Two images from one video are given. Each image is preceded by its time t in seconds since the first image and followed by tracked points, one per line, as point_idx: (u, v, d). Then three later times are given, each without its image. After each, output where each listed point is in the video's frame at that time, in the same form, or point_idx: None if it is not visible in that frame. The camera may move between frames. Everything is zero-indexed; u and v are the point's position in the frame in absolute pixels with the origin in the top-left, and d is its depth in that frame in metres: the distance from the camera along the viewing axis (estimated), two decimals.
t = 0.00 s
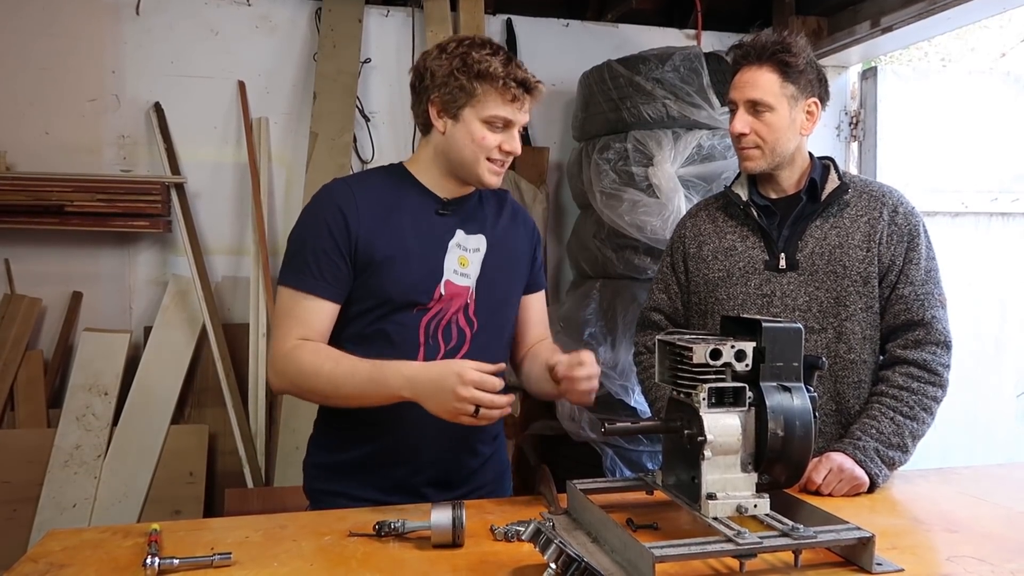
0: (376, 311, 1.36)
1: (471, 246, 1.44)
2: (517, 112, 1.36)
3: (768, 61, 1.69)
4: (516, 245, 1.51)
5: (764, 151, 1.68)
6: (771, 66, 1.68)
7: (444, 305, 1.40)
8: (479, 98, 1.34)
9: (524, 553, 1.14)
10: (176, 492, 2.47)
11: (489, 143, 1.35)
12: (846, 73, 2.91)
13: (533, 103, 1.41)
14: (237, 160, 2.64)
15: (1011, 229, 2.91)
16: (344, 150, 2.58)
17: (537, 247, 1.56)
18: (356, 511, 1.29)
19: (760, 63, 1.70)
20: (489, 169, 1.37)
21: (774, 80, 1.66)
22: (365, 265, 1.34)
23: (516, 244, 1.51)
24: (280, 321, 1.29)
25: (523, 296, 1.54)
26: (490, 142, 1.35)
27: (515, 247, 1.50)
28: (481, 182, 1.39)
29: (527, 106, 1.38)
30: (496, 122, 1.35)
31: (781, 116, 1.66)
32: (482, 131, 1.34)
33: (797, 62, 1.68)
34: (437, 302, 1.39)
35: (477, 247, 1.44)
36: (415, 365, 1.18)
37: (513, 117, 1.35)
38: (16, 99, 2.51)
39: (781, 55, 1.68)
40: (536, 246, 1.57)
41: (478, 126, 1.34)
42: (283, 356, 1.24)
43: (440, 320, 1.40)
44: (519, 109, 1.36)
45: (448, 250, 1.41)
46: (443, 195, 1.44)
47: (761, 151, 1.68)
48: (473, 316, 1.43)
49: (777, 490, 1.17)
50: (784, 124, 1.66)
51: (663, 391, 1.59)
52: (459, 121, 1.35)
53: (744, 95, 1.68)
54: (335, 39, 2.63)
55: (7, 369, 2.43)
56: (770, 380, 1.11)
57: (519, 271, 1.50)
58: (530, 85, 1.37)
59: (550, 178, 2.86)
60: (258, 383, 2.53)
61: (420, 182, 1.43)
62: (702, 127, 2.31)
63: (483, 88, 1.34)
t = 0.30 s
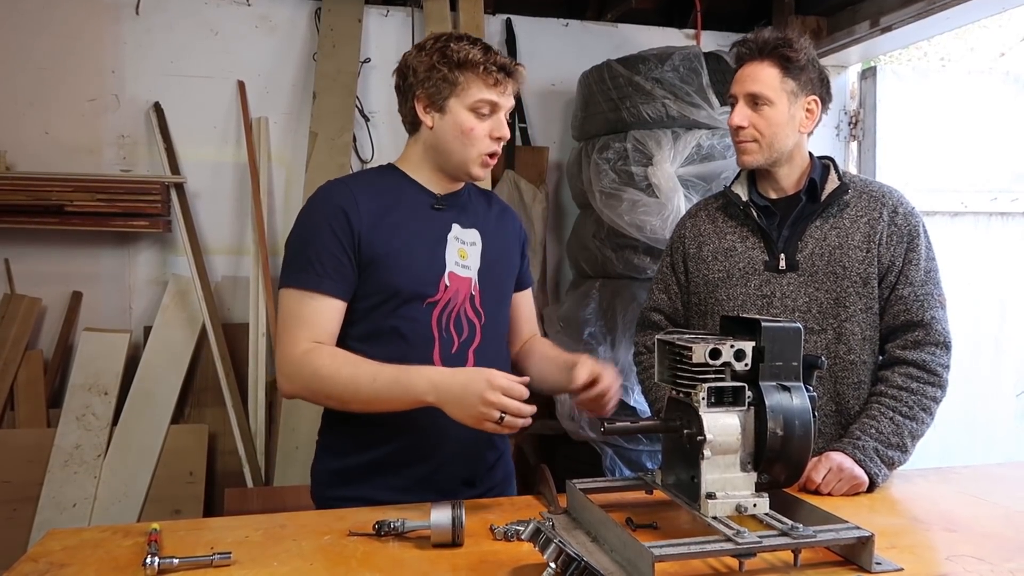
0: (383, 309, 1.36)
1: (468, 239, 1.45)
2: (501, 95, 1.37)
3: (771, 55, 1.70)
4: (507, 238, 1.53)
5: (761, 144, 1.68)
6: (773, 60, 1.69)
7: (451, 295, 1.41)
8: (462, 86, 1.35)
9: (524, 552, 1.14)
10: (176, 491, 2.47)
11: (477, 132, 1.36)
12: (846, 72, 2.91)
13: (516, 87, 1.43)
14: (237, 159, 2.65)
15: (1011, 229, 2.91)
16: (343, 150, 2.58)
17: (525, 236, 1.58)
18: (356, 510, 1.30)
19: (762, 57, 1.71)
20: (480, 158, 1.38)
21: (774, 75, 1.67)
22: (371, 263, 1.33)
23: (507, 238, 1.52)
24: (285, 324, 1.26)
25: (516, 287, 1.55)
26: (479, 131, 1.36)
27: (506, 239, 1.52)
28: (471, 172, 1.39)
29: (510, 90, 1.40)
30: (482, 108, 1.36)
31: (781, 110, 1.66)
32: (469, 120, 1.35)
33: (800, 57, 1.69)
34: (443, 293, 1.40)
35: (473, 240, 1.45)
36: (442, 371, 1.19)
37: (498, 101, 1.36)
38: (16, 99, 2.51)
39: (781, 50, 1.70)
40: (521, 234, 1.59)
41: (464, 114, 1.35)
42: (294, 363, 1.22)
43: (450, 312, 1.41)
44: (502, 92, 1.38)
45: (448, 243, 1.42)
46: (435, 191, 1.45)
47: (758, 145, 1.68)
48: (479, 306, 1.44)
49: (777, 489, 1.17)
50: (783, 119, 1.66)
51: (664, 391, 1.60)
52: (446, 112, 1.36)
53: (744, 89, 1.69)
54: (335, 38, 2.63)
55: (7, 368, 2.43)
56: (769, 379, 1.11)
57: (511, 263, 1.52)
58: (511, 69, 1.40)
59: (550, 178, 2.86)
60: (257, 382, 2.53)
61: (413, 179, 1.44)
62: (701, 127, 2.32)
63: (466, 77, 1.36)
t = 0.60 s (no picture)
0: (385, 305, 1.36)
1: (472, 242, 1.44)
2: (519, 96, 1.37)
3: (770, 58, 1.70)
4: (517, 242, 1.51)
5: (763, 147, 1.68)
6: (773, 64, 1.69)
7: (451, 299, 1.40)
8: (479, 85, 1.35)
9: (523, 552, 1.14)
10: (175, 491, 2.47)
11: (494, 131, 1.35)
12: (846, 71, 2.90)
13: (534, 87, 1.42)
14: (236, 158, 2.64)
15: (1010, 228, 2.91)
16: (343, 149, 2.58)
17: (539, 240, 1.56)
18: (354, 510, 1.29)
19: (764, 59, 1.71)
20: (496, 158, 1.38)
21: (775, 77, 1.67)
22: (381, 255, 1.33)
23: (516, 240, 1.51)
24: (316, 311, 1.21)
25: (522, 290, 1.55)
26: (495, 131, 1.36)
27: (515, 241, 1.51)
28: (488, 172, 1.39)
29: (528, 90, 1.39)
30: (498, 108, 1.36)
31: (781, 113, 1.66)
32: (486, 120, 1.35)
33: (799, 60, 1.69)
34: (444, 296, 1.39)
35: (477, 244, 1.45)
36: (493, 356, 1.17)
37: (516, 102, 1.36)
38: (14, 98, 2.51)
39: (782, 53, 1.70)
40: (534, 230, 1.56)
41: (481, 114, 1.35)
42: (338, 345, 1.16)
43: (447, 316, 1.40)
44: (520, 92, 1.37)
45: (451, 245, 1.41)
46: (444, 190, 1.45)
47: (760, 147, 1.68)
48: (474, 314, 1.44)
49: (776, 489, 1.17)
50: (783, 121, 1.66)
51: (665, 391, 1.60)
52: (462, 112, 1.36)
53: (745, 91, 1.69)
54: (334, 37, 2.63)
55: (6, 367, 2.43)
56: (768, 379, 1.11)
57: (520, 266, 1.51)
58: (530, 70, 1.39)
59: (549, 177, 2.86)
60: (256, 381, 2.53)
61: (425, 176, 1.43)
62: (700, 126, 2.31)
63: (483, 76, 1.35)
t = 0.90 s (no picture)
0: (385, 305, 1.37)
1: (471, 239, 1.44)
2: (510, 81, 1.36)
3: (782, 59, 1.66)
4: (519, 236, 1.50)
5: (786, 150, 1.66)
6: (784, 65, 1.66)
7: (451, 299, 1.40)
8: (468, 72, 1.34)
9: (523, 551, 1.14)
10: (174, 490, 2.47)
11: (485, 119, 1.35)
12: (845, 71, 2.91)
13: (525, 73, 1.41)
14: (236, 158, 2.64)
15: (1009, 228, 2.91)
16: (342, 148, 2.58)
17: (546, 232, 1.54)
18: (354, 509, 1.29)
19: (773, 60, 1.66)
20: (491, 147, 1.37)
21: (787, 78, 1.65)
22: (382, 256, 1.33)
23: (517, 235, 1.50)
24: (337, 316, 1.19)
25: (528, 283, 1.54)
26: (487, 119, 1.35)
27: (517, 235, 1.50)
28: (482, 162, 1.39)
29: (519, 76, 1.39)
30: (489, 96, 1.35)
31: (800, 113, 1.65)
32: (477, 108, 1.35)
33: (809, 59, 1.67)
34: (442, 296, 1.39)
35: (476, 241, 1.44)
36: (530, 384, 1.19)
37: (507, 88, 1.36)
38: (13, 97, 2.51)
39: (792, 54, 1.66)
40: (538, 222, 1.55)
41: (471, 102, 1.35)
42: (368, 353, 1.16)
43: (446, 317, 1.40)
44: (511, 79, 1.37)
45: (450, 243, 1.41)
46: (441, 185, 1.44)
47: (783, 151, 1.66)
48: (473, 314, 1.43)
49: (776, 487, 1.17)
50: (803, 122, 1.66)
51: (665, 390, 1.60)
52: (452, 100, 1.35)
53: (762, 96, 1.65)
54: (333, 37, 2.63)
55: (6, 367, 2.43)
56: (768, 378, 1.11)
57: (523, 258, 1.50)
58: (520, 54, 1.38)
59: (549, 177, 2.85)
60: (256, 379, 2.53)
61: (418, 169, 1.43)
62: (700, 125, 2.32)
63: (471, 62, 1.35)
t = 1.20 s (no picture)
0: (387, 311, 1.36)
1: (475, 241, 1.43)
2: (514, 73, 1.34)
3: (782, 63, 1.66)
4: (523, 236, 1.49)
5: (789, 153, 1.66)
6: (784, 68, 1.66)
7: (456, 305, 1.39)
8: (472, 66, 1.32)
9: (523, 551, 1.14)
10: (173, 490, 2.47)
11: (491, 115, 1.33)
12: (844, 71, 2.91)
13: (529, 61, 1.38)
14: (235, 158, 2.64)
15: (1009, 228, 2.91)
16: (342, 148, 2.58)
17: (552, 226, 1.54)
18: (353, 510, 1.29)
19: (773, 64, 1.67)
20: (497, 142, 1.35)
21: (787, 81, 1.65)
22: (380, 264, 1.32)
23: (521, 235, 1.49)
24: (333, 328, 1.19)
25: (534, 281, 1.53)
26: (493, 114, 1.33)
27: (522, 234, 1.49)
28: (487, 160, 1.37)
29: (523, 66, 1.36)
30: (494, 90, 1.33)
31: (802, 116, 1.65)
32: (482, 103, 1.32)
33: (808, 61, 1.67)
34: (447, 302, 1.38)
35: (480, 242, 1.43)
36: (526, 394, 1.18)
37: (512, 81, 1.33)
38: (12, 97, 2.50)
39: (791, 57, 1.66)
40: (543, 219, 1.54)
41: (476, 97, 1.32)
42: (363, 367, 1.15)
43: (452, 323, 1.39)
44: (516, 69, 1.34)
45: (454, 246, 1.40)
46: (443, 185, 1.43)
47: (787, 154, 1.66)
48: (480, 318, 1.43)
49: (776, 487, 1.17)
50: (805, 125, 1.66)
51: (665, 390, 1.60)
52: (456, 96, 1.33)
53: (764, 100, 1.65)
54: (333, 36, 2.63)
55: (5, 367, 2.42)
56: (768, 378, 1.11)
57: (529, 256, 1.49)
58: (523, 43, 1.35)
59: (549, 176, 2.85)
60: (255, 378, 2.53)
61: (421, 170, 1.42)
62: (700, 125, 2.32)
63: (475, 56, 1.32)
